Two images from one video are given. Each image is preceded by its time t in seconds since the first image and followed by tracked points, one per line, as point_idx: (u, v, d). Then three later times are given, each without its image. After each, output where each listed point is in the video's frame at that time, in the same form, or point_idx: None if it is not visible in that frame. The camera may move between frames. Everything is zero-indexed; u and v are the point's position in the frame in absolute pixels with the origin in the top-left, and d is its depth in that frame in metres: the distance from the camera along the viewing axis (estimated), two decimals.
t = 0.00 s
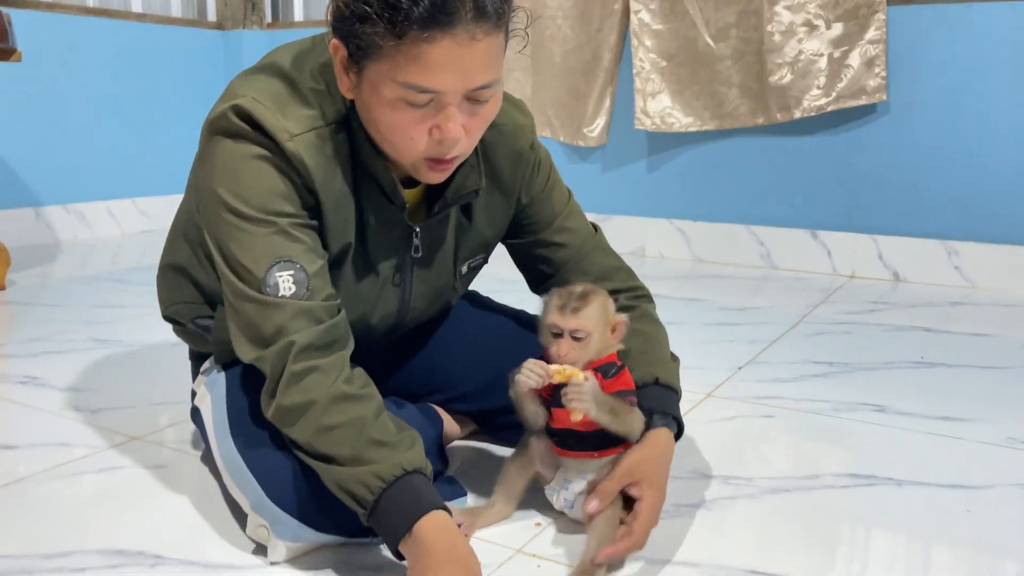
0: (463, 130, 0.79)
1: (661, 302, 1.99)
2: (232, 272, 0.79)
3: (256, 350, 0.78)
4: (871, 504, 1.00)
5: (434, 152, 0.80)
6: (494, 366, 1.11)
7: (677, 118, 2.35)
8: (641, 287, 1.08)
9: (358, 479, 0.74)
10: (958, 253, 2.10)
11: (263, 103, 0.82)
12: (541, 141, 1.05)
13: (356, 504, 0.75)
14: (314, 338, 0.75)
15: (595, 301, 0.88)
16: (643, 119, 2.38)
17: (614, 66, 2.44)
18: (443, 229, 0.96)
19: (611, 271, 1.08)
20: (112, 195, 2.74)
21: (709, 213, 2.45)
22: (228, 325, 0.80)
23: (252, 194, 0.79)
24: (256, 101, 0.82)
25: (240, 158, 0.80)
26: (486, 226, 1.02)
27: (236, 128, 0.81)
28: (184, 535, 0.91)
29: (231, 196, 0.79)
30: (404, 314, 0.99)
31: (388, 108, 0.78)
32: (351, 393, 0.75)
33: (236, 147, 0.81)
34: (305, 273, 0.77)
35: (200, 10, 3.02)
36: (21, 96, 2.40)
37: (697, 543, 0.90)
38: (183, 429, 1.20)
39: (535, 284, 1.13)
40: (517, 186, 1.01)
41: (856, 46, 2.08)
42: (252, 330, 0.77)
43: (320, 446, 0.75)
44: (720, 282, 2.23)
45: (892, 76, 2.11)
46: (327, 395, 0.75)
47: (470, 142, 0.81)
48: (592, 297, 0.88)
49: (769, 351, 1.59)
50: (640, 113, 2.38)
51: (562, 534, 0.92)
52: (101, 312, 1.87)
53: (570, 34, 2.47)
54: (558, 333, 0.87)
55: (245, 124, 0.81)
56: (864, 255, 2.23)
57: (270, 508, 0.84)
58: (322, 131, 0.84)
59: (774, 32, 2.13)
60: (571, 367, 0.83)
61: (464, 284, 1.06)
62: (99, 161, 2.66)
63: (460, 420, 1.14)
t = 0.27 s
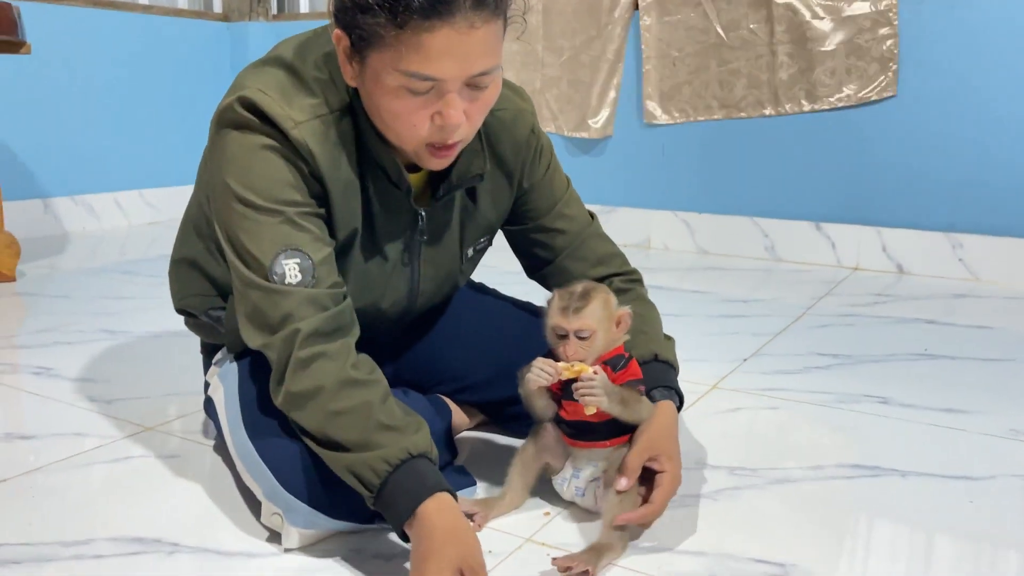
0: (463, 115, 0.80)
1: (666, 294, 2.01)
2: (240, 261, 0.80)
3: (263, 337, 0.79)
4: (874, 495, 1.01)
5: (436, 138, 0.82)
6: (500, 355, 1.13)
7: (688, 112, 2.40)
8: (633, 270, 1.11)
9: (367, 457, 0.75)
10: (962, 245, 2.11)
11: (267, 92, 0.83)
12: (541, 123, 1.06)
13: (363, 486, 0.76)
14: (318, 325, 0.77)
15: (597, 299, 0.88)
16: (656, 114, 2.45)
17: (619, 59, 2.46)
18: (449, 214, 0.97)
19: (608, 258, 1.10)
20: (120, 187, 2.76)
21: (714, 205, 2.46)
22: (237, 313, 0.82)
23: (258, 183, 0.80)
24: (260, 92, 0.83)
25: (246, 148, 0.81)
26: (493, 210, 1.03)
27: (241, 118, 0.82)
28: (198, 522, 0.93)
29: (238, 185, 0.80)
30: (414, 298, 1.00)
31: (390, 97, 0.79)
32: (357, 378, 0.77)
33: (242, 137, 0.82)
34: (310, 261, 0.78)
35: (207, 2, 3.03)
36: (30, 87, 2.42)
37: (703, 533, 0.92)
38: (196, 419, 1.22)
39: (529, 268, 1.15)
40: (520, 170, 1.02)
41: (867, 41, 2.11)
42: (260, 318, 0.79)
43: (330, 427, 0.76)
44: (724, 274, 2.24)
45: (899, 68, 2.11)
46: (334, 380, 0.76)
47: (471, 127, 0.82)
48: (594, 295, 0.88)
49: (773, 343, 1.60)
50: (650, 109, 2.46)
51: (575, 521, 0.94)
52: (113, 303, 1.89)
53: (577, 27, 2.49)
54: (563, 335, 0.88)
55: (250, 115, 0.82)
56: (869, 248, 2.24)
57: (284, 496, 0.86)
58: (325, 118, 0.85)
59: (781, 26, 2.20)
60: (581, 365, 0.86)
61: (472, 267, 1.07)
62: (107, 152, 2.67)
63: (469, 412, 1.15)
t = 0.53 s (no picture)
0: (453, 77, 0.82)
1: (672, 286, 2.02)
2: (230, 237, 0.83)
3: (248, 309, 0.82)
4: (878, 484, 1.03)
5: (428, 102, 0.83)
6: (504, 347, 1.13)
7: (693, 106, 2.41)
8: (613, 253, 1.12)
9: (367, 404, 0.80)
10: (968, 239, 2.12)
11: (261, 66, 0.87)
12: (530, 88, 1.10)
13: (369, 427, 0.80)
14: (300, 299, 0.80)
15: (607, 294, 0.90)
16: (661, 108, 2.46)
17: (627, 53, 2.47)
18: (450, 176, 0.99)
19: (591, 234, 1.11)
20: (130, 179, 2.78)
21: (720, 198, 2.47)
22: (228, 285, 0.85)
23: (251, 154, 0.83)
24: (254, 66, 0.87)
25: (239, 124, 0.84)
26: (492, 173, 1.05)
27: (236, 92, 0.86)
28: (217, 509, 0.95)
29: (232, 157, 0.84)
30: (419, 269, 1.02)
31: (381, 62, 0.82)
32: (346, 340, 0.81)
33: (237, 110, 0.85)
34: (295, 235, 0.81)
35: None
36: (42, 80, 2.44)
37: (711, 521, 0.94)
38: (212, 408, 1.25)
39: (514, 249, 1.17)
40: (514, 129, 1.05)
41: (874, 35, 2.12)
42: (246, 295, 0.82)
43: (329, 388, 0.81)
44: (731, 267, 2.25)
45: (907, 61, 2.11)
46: (324, 342, 0.80)
47: (462, 90, 0.84)
48: (604, 291, 0.90)
49: (779, 336, 1.62)
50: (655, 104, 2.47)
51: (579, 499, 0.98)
52: (125, 294, 1.91)
53: (585, 21, 2.50)
54: (579, 331, 0.90)
55: (244, 89, 0.86)
56: (875, 241, 2.25)
57: (303, 485, 0.88)
58: (318, 88, 0.88)
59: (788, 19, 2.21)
60: (597, 360, 0.88)
61: (474, 236, 1.09)
62: (117, 145, 2.70)
63: (479, 402, 1.17)
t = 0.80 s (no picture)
0: (436, 54, 0.87)
1: (678, 280, 2.04)
2: (218, 228, 0.91)
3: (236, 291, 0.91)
4: (881, 475, 1.05)
5: (413, 79, 0.88)
6: (509, 339, 1.14)
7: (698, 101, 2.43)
8: (603, 236, 1.12)
9: (368, 344, 0.93)
10: (973, 234, 2.13)
11: (245, 61, 0.92)
12: (517, 69, 1.12)
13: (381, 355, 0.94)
14: (285, 280, 0.91)
15: (629, 302, 0.90)
16: (668, 103, 2.47)
17: (635, 48, 2.48)
18: (434, 156, 1.03)
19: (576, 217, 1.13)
20: (139, 173, 2.80)
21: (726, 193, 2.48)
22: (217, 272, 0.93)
23: (229, 153, 0.90)
24: (239, 61, 0.92)
25: (226, 121, 0.91)
26: (479, 154, 1.08)
27: (219, 86, 0.92)
28: (230, 497, 0.97)
29: (216, 155, 0.91)
30: (410, 251, 1.05)
31: (368, 44, 0.86)
32: (335, 304, 0.93)
33: (220, 106, 0.91)
34: (271, 234, 0.90)
35: None
36: (53, 75, 2.46)
37: (716, 511, 0.95)
38: (224, 399, 1.27)
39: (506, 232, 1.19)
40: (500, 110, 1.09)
41: (880, 31, 2.13)
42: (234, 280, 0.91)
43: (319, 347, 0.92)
44: (736, 261, 2.27)
45: (914, 57, 2.12)
46: (319, 308, 0.92)
47: (445, 67, 0.89)
48: (627, 299, 0.90)
49: (784, 329, 1.64)
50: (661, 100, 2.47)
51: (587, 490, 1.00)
52: (138, 286, 1.94)
53: (593, 16, 2.51)
54: (601, 338, 0.91)
55: (231, 85, 0.91)
56: (879, 236, 2.26)
57: (308, 466, 0.91)
58: (301, 78, 0.93)
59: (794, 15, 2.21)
60: (617, 367, 0.90)
61: (464, 218, 1.12)
62: (126, 139, 2.72)
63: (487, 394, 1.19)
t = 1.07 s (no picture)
0: (417, 29, 0.89)
1: (681, 273, 2.04)
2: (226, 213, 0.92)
3: (253, 278, 0.91)
4: (882, 465, 1.05)
5: (395, 54, 0.91)
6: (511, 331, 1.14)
7: (696, 92, 2.41)
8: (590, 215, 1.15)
9: (387, 345, 0.94)
10: (976, 227, 2.13)
11: (237, 49, 0.94)
12: (505, 50, 1.14)
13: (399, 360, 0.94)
14: (305, 269, 0.90)
15: (627, 279, 0.89)
16: (666, 95, 2.46)
17: (640, 42, 2.47)
18: (427, 134, 1.05)
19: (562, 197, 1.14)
20: (143, 165, 2.81)
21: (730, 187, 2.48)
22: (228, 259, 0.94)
23: (235, 136, 0.92)
24: (230, 50, 0.94)
25: (222, 107, 0.93)
26: (472, 132, 1.10)
27: (216, 75, 0.94)
28: (236, 484, 0.98)
29: (220, 140, 0.92)
30: (410, 231, 1.06)
31: (350, 20, 0.89)
32: (354, 300, 0.93)
33: (219, 95, 0.94)
34: (284, 211, 0.91)
35: None
36: (57, 67, 2.46)
37: (718, 500, 0.96)
38: (229, 389, 1.28)
39: (498, 214, 1.20)
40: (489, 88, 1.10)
41: (883, 24, 2.12)
42: (251, 266, 0.91)
43: (341, 335, 0.93)
44: (739, 254, 2.27)
45: (916, 50, 2.12)
46: (337, 302, 0.92)
47: (427, 42, 0.92)
48: (624, 276, 0.89)
49: (786, 322, 1.64)
50: (661, 91, 2.46)
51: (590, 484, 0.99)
52: (142, 278, 1.95)
53: (596, 9, 2.51)
54: (597, 314, 0.89)
55: (225, 71, 0.93)
56: (883, 229, 2.26)
57: (315, 454, 0.91)
58: (293, 61, 0.95)
59: (797, 8, 2.21)
60: (620, 368, 0.88)
61: (463, 198, 1.12)
62: (130, 131, 2.72)
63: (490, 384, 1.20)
